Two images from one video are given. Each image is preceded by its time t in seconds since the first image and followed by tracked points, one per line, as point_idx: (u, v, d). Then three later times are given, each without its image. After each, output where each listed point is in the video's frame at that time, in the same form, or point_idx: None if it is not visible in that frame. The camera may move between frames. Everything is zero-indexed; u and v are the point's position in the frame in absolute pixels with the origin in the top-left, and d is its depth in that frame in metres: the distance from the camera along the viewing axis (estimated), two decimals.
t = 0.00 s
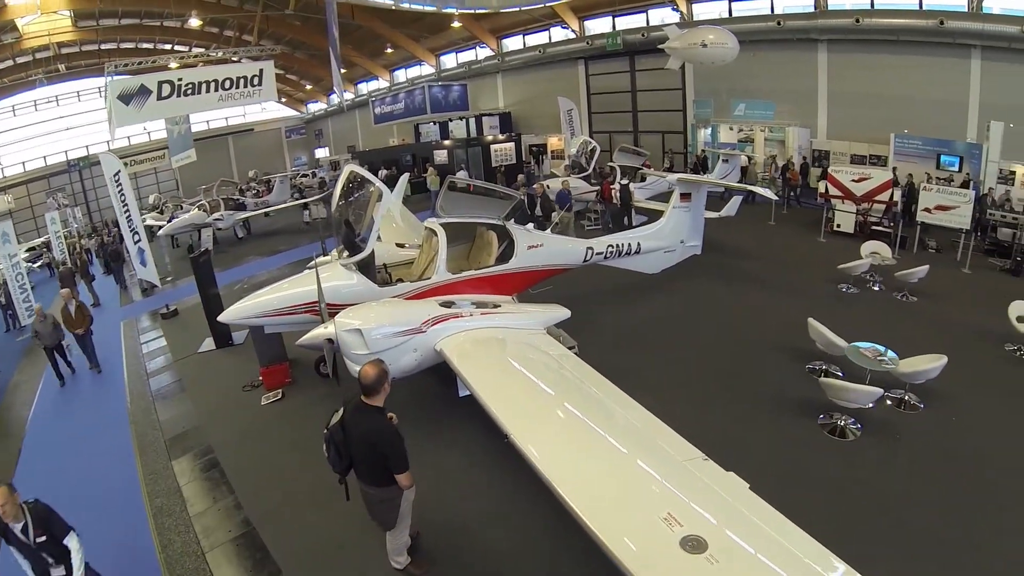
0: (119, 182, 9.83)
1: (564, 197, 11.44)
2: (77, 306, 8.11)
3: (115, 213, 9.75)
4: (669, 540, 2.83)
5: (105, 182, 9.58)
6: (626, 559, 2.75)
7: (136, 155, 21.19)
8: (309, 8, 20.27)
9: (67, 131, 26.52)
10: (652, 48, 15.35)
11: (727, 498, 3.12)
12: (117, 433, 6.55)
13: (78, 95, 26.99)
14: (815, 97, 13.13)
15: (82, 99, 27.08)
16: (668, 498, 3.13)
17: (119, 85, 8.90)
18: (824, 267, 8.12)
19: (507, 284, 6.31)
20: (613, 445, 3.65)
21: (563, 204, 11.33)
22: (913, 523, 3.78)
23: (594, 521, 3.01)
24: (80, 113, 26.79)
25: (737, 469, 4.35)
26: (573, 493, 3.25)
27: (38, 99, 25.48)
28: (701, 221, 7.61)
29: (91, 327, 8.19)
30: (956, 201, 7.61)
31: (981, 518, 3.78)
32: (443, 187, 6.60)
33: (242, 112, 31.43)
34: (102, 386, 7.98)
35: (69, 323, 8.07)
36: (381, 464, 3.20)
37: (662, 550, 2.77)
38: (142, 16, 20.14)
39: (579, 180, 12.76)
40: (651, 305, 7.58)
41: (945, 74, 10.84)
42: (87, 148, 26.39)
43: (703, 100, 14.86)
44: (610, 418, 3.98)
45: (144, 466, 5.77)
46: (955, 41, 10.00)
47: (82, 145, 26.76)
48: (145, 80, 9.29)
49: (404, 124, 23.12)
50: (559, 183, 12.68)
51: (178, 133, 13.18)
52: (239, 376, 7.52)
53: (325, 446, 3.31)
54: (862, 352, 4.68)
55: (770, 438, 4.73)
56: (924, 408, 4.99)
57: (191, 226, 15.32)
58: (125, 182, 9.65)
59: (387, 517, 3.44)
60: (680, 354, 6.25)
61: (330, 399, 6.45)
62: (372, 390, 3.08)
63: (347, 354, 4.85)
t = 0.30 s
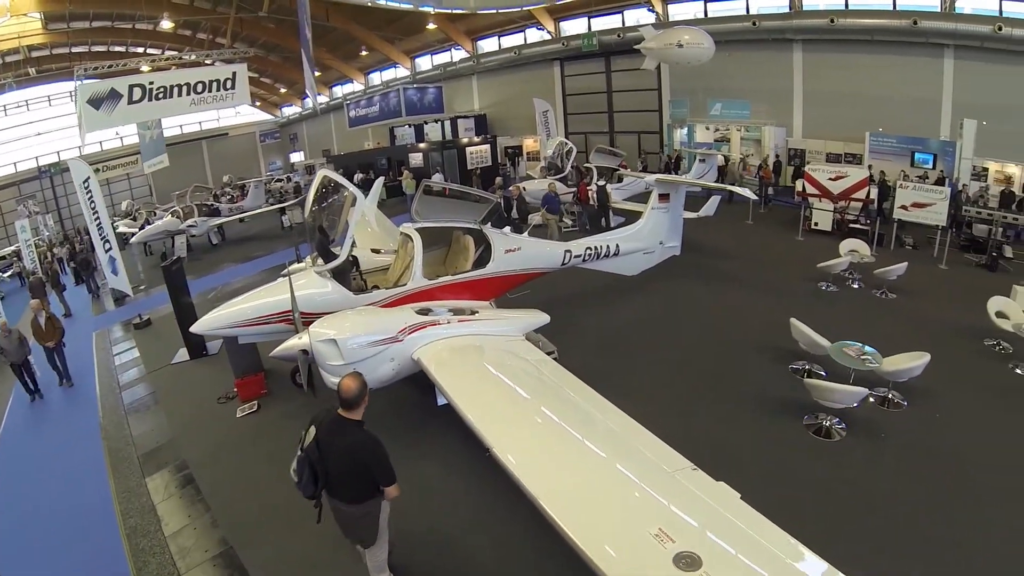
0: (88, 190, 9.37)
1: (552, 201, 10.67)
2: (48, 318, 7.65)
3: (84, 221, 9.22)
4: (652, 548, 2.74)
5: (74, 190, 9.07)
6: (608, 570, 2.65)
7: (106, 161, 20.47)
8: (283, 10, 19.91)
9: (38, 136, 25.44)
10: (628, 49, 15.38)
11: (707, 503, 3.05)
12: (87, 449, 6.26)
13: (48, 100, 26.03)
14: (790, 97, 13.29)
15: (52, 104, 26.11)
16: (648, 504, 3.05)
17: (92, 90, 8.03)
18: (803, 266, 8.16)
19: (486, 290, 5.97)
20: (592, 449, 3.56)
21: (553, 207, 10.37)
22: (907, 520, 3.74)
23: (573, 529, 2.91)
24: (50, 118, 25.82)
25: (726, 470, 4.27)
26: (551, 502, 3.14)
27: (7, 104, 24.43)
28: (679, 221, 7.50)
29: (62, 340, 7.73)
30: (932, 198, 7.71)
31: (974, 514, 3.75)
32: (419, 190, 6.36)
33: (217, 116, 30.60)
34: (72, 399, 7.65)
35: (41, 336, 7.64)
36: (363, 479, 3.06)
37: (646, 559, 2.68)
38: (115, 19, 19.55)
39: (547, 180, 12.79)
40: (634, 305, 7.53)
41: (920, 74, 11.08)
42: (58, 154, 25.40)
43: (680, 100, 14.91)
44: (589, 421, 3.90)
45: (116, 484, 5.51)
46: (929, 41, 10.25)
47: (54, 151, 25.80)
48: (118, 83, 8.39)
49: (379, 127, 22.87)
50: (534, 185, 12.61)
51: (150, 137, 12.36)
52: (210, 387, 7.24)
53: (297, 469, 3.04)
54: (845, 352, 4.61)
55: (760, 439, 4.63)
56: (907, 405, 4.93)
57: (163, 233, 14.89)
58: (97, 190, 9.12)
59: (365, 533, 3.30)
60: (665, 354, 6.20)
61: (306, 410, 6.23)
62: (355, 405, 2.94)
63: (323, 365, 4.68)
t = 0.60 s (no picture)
0: (55, 196, 8.95)
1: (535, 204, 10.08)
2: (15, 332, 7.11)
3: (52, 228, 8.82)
4: (630, 556, 2.66)
5: (41, 197, 8.64)
6: None
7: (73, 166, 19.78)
8: (256, 13, 19.53)
9: (4, 141, 24.49)
10: (602, 51, 15.41)
11: (685, 507, 2.99)
12: (54, 467, 5.96)
13: (17, 104, 24.92)
14: (764, 98, 13.44)
15: (22, 107, 25.04)
16: (626, 509, 2.97)
17: (57, 94, 7.67)
18: (781, 266, 8.20)
19: (460, 297, 5.87)
20: (568, 455, 3.47)
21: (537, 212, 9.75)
22: (897, 519, 3.68)
23: (549, 538, 2.81)
24: (17, 122, 24.87)
25: (713, 472, 4.18)
26: (527, 509, 3.03)
27: None
28: (656, 223, 7.41)
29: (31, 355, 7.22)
30: (906, 197, 7.81)
31: (962, 510, 3.73)
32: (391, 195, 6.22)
33: (189, 120, 29.92)
34: (37, 414, 7.28)
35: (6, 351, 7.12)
36: (328, 489, 2.90)
37: (624, 567, 2.60)
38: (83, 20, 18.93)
39: (523, 184, 12.64)
40: (614, 307, 7.48)
41: (891, 75, 11.34)
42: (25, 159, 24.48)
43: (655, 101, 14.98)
44: (565, 427, 3.81)
45: (85, 504, 5.25)
46: (901, 42, 10.52)
47: (21, 156, 24.86)
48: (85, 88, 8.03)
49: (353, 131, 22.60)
50: (508, 189, 12.29)
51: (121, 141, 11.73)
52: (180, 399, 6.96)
53: (264, 493, 2.85)
54: (827, 352, 4.58)
55: (746, 438, 4.55)
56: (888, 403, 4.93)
57: (134, 240, 14.43)
58: (65, 198, 8.74)
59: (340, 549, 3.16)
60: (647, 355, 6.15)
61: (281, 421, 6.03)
62: (307, 412, 2.80)
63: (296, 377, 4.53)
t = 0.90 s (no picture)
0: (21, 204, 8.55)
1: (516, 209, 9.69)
2: None
3: (16, 237, 8.42)
4: (609, 565, 2.59)
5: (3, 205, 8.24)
6: None
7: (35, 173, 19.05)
8: (227, 16, 19.15)
9: None
10: (576, 54, 15.44)
11: (661, 512, 2.92)
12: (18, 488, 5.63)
13: None
14: (736, 100, 13.62)
15: None
16: (602, 517, 2.90)
17: (24, 97, 7.17)
18: (757, 267, 8.24)
19: (435, 305, 5.67)
20: (543, 462, 3.38)
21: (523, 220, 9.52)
22: (886, 521, 3.64)
23: (526, 550, 2.72)
24: None
25: (698, 477, 4.10)
26: (503, 520, 2.94)
27: None
28: (631, 226, 7.32)
29: None
30: (879, 197, 7.93)
31: (948, 509, 3.71)
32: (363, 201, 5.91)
33: (159, 125, 29.25)
34: None
35: None
36: (276, 494, 2.81)
37: None
38: (50, 23, 18.33)
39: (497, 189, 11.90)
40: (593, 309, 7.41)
41: (861, 78, 11.64)
42: None
43: (628, 104, 15.07)
44: (540, 433, 3.72)
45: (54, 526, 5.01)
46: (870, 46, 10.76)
47: None
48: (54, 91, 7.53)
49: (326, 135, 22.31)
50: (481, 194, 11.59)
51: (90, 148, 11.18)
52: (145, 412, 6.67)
53: (218, 515, 2.69)
54: (806, 354, 4.56)
55: (731, 441, 4.48)
56: (867, 403, 4.93)
57: (104, 249, 13.96)
58: (30, 206, 8.35)
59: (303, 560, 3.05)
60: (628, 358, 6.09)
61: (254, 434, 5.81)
62: (245, 419, 2.71)
63: (269, 391, 4.37)
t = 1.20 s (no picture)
0: None
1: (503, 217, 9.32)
2: None
3: None
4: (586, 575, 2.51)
5: None
6: None
7: None
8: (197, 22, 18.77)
9: None
10: (548, 59, 15.48)
11: (637, 521, 2.86)
12: None
13: None
14: (708, 102, 13.90)
15: None
16: (578, 527, 2.82)
17: None
18: (733, 270, 8.28)
19: (408, 316, 5.50)
20: (518, 472, 3.30)
21: (509, 228, 9.20)
22: (875, 521, 3.60)
23: (502, 563, 2.62)
24: None
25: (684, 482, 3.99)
26: (478, 533, 2.84)
27: None
28: (605, 231, 7.24)
29: None
30: (851, 197, 8.04)
31: (935, 508, 3.69)
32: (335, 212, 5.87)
33: (127, 132, 28.45)
34: None
35: None
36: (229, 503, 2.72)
37: None
38: (16, 28, 17.71)
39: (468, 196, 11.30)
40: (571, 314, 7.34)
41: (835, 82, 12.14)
42: None
43: (600, 108, 15.15)
44: (514, 443, 3.64)
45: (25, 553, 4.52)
46: (841, 47, 11.33)
47: None
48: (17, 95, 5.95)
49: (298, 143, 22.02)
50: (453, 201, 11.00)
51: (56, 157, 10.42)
52: (104, 430, 6.32)
53: (183, 538, 2.59)
54: (784, 356, 4.54)
55: (716, 446, 4.39)
56: (846, 404, 4.93)
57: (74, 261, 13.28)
58: None
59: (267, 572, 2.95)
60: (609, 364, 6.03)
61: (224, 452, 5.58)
62: (186, 437, 2.60)
63: (240, 409, 4.18)
